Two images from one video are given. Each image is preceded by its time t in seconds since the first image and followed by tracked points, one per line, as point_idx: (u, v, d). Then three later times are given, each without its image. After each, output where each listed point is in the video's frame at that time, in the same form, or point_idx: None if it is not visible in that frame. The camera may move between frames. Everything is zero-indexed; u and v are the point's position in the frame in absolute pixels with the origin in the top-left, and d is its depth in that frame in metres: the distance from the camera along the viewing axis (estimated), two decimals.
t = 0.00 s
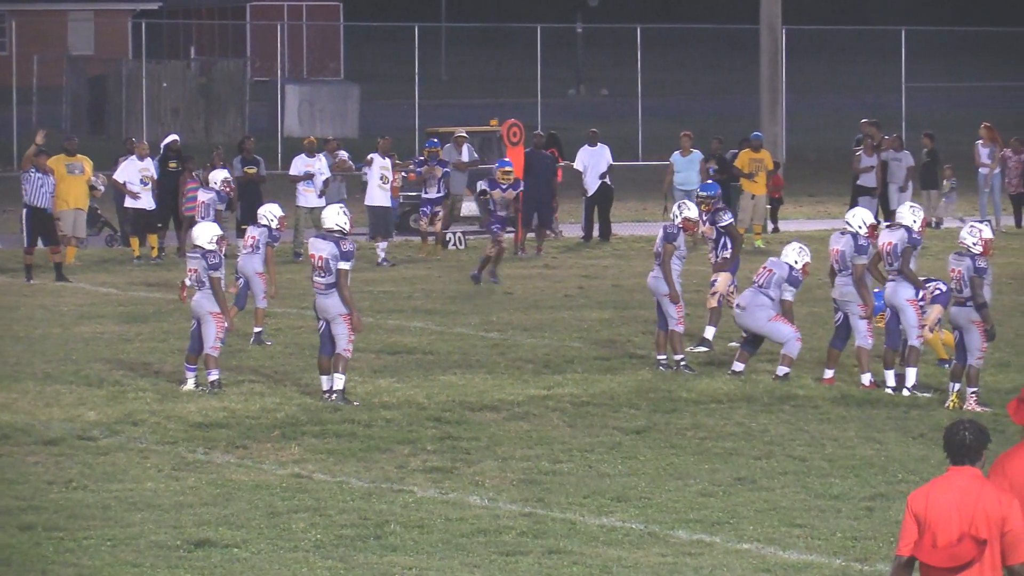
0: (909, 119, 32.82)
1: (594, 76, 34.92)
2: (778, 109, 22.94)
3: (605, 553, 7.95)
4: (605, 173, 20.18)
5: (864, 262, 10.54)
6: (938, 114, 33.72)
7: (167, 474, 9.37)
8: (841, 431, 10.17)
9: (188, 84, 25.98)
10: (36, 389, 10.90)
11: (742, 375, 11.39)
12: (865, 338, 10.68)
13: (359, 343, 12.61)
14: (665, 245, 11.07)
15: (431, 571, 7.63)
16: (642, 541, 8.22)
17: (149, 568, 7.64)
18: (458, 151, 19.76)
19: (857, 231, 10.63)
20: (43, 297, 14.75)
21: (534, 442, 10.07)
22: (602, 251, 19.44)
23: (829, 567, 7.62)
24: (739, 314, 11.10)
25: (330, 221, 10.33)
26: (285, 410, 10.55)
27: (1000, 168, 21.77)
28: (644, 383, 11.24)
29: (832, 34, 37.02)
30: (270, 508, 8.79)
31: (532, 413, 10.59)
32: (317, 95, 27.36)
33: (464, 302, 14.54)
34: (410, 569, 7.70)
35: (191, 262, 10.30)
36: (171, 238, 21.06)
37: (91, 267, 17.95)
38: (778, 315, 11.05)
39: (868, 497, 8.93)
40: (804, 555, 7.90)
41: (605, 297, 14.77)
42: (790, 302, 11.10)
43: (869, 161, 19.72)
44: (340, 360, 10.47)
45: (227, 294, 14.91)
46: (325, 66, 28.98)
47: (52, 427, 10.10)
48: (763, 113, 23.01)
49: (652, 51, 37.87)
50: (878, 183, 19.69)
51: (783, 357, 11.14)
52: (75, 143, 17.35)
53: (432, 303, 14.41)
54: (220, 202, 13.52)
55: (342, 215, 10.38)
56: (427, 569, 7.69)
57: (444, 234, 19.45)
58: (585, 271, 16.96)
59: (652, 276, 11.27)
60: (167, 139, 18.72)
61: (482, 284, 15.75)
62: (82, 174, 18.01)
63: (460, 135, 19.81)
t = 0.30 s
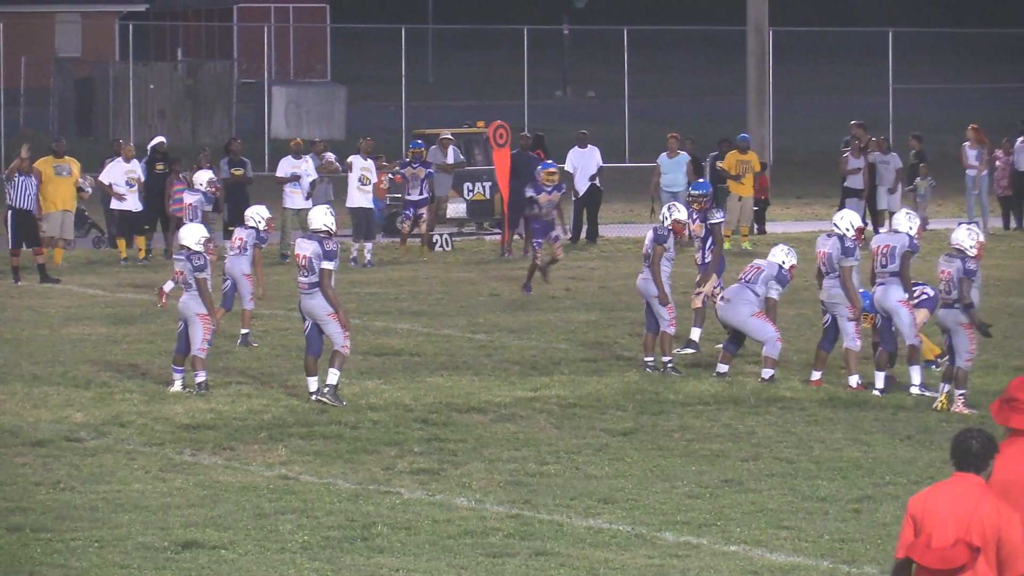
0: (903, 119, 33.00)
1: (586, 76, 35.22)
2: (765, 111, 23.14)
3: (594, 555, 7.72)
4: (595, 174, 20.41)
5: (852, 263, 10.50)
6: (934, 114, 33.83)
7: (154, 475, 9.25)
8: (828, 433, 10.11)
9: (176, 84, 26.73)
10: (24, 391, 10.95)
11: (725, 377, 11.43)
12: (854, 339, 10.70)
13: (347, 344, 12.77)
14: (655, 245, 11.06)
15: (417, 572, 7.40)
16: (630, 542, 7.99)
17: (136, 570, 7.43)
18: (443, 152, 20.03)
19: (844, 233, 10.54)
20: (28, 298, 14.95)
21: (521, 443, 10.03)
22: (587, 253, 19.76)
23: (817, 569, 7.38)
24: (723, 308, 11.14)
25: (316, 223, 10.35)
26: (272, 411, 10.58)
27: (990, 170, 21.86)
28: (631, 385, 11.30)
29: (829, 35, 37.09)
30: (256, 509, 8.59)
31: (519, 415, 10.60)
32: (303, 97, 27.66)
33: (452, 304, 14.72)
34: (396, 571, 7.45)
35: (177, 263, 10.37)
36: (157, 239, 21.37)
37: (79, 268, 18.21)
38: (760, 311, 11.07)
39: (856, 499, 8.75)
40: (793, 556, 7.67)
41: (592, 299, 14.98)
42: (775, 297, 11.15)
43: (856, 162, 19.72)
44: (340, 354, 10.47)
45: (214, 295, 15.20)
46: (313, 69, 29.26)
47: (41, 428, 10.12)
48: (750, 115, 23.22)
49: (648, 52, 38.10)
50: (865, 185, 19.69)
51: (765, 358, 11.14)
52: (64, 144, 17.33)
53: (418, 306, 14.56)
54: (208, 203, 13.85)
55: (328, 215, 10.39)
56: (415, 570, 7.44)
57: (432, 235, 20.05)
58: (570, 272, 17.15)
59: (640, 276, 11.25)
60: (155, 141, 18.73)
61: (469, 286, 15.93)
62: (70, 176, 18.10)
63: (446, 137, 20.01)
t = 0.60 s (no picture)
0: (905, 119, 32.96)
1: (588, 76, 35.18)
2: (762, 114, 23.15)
3: (590, 558, 7.70)
4: (592, 177, 20.47)
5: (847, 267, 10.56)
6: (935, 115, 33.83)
7: (150, 477, 9.24)
8: (824, 436, 10.09)
9: (173, 86, 26.94)
10: (21, 393, 10.96)
11: (720, 380, 11.45)
12: (850, 342, 10.72)
13: (343, 346, 12.78)
14: (659, 250, 11.07)
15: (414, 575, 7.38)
16: (626, 545, 7.96)
17: (132, 572, 7.43)
18: (438, 156, 20.08)
19: (843, 236, 10.56)
20: (26, 300, 14.92)
21: (517, 446, 10.02)
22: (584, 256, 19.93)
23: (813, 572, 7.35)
24: (720, 314, 11.15)
25: (314, 225, 10.37)
26: (268, 413, 10.58)
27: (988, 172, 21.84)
28: (627, 389, 11.31)
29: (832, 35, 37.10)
30: (253, 511, 8.57)
31: (514, 418, 10.60)
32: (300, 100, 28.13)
33: (448, 306, 14.72)
34: (392, 573, 7.44)
35: (174, 266, 10.41)
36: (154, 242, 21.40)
37: (76, 270, 18.19)
38: (758, 316, 11.08)
39: (852, 502, 8.71)
40: (788, 560, 7.65)
41: (588, 302, 14.97)
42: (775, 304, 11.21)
43: (852, 165, 19.68)
44: (324, 363, 10.49)
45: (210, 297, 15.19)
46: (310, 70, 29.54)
47: (37, 430, 10.11)
48: (747, 118, 23.24)
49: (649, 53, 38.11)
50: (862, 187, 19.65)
51: (765, 361, 11.18)
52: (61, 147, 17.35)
53: (415, 308, 14.60)
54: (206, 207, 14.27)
55: (326, 218, 10.42)
56: (411, 572, 7.44)
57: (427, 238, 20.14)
58: (568, 274, 17.12)
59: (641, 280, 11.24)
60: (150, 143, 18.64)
61: (466, 288, 15.93)
62: (67, 178, 18.13)
63: (441, 139, 20.09)
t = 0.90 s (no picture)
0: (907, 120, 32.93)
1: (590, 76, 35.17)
2: (764, 115, 23.14)
3: (592, 559, 7.70)
4: (593, 178, 20.50)
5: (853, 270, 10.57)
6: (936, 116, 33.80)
7: (152, 478, 9.24)
8: (826, 437, 10.09)
9: (174, 87, 26.97)
10: (23, 394, 10.97)
11: (723, 380, 11.48)
12: (856, 342, 10.69)
13: (344, 347, 12.78)
14: (679, 256, 11.23)
15: None
16: (628, 546, 7.96)
17: (134, 572, 7.44)
18: (440, 156, 19.83)
19: (852, 238, 10.60)
20: (28, 301, 14.91)
21: (518, 446, 10.02)
22: (584, 256, 19.95)
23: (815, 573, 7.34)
24: (711, 319, 11.27)
25: (319, 225, 10.38)
26: (269, 414, 10.58)
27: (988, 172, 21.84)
28: (628, 390, 11.31)
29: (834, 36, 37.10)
30: (254, 512, 8.56)
31: (516, 419, 10.59)
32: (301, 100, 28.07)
33: (449, 307, 14.71)
34: (394, 574, 7.44)
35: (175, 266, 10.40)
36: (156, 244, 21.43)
37: (78, 271, 18.21)
38: (751, 322, 11.17)
39: (853, 503, 8.69)
40: (790, 560, 7.65)
41: (589, 302, 14.96)
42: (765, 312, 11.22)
43: (854, 166, 19.68)
44: (324, 364, 10.48)
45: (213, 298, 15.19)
46: (311, 71, 29.59)
47: (39, 430, 10.11)
48: (749, 119, 23.25)
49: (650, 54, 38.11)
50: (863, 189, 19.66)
51: (760, 361, 11.18)
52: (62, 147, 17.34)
53: (416, 309, 14.61)
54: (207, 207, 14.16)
55: (330, 217, 10.42)
56: (413, 572, 7.45)
57: (429, 238, 20.17)
58: (570, 276, 17.10)
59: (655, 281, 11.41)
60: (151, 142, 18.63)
61: (467, 289, 15.91)
62: (69, 178, 18.31)
63: (443, 142, 19.84)
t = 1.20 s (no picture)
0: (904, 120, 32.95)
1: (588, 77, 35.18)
2: (764, 115, 23.16)
3: (592, 560, 7.71)
4: (592, 178, 20.52)
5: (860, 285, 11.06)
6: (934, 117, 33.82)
7: (153, 479, 9.24)
8: (826, 437, 10.10)
9: (172, 88, 26.99)
10: (23, 395, 10.97)
11: (723, 381, 11.49)
12: (847, 344, 10.98)
13: (345, 347, 12.79)
14: (697, 268, 11.50)
15: None
16: (628, 546, 7.96)
17: (135, 573, 7.44)
18: (440, 157, 19.63)
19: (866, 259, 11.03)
20: (27, 302, 14.90)
21: (519, 447, 10.01)
22: (582, 257, 19.94)
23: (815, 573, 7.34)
24: (712, 321, 11.28)
25: (319, 226, 10.38)
26: (270, 414, 10.58)
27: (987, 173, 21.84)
28: (629, 390, 11.32)
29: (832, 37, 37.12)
30: (255, 512, 8.56)
31: (517, 419, 10.60)
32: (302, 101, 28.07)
33: (450, 308, 14.72)
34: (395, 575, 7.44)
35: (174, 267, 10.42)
36: (155, 245, 21.42)
37: (76, 271, 18.20)
38: (751, 323, 11.18)
39: (854, 504, 8.69)
40: (790, 560, 7.66)
41: (589, 303, 14.97)
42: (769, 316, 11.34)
43: (854, 167, 19.70)
44: (325, 365, 10.47)
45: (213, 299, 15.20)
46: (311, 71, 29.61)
47: (40, 431, 10.11)
48: (750, 120, 23.27)
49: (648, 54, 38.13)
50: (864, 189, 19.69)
51: (762, 363, 11.23)
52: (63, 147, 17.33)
53: (416, 309, 14.60)
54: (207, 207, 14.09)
55: (330, 219, 10.42)
56: (413, 573, 7.45)
57: (430, 239, 20.18)
58: (569, 276, 17.10)
59: (661, 280, 11.58)
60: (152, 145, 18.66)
61: (467, 289, 15.91)
62: (70, 179, 18.23)
63: (443, 142, 19.67)
